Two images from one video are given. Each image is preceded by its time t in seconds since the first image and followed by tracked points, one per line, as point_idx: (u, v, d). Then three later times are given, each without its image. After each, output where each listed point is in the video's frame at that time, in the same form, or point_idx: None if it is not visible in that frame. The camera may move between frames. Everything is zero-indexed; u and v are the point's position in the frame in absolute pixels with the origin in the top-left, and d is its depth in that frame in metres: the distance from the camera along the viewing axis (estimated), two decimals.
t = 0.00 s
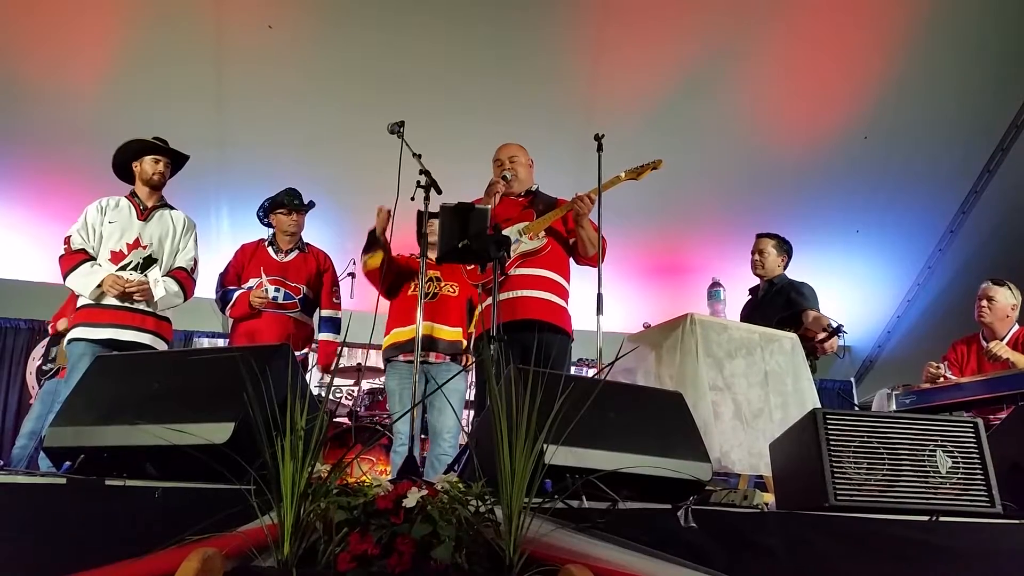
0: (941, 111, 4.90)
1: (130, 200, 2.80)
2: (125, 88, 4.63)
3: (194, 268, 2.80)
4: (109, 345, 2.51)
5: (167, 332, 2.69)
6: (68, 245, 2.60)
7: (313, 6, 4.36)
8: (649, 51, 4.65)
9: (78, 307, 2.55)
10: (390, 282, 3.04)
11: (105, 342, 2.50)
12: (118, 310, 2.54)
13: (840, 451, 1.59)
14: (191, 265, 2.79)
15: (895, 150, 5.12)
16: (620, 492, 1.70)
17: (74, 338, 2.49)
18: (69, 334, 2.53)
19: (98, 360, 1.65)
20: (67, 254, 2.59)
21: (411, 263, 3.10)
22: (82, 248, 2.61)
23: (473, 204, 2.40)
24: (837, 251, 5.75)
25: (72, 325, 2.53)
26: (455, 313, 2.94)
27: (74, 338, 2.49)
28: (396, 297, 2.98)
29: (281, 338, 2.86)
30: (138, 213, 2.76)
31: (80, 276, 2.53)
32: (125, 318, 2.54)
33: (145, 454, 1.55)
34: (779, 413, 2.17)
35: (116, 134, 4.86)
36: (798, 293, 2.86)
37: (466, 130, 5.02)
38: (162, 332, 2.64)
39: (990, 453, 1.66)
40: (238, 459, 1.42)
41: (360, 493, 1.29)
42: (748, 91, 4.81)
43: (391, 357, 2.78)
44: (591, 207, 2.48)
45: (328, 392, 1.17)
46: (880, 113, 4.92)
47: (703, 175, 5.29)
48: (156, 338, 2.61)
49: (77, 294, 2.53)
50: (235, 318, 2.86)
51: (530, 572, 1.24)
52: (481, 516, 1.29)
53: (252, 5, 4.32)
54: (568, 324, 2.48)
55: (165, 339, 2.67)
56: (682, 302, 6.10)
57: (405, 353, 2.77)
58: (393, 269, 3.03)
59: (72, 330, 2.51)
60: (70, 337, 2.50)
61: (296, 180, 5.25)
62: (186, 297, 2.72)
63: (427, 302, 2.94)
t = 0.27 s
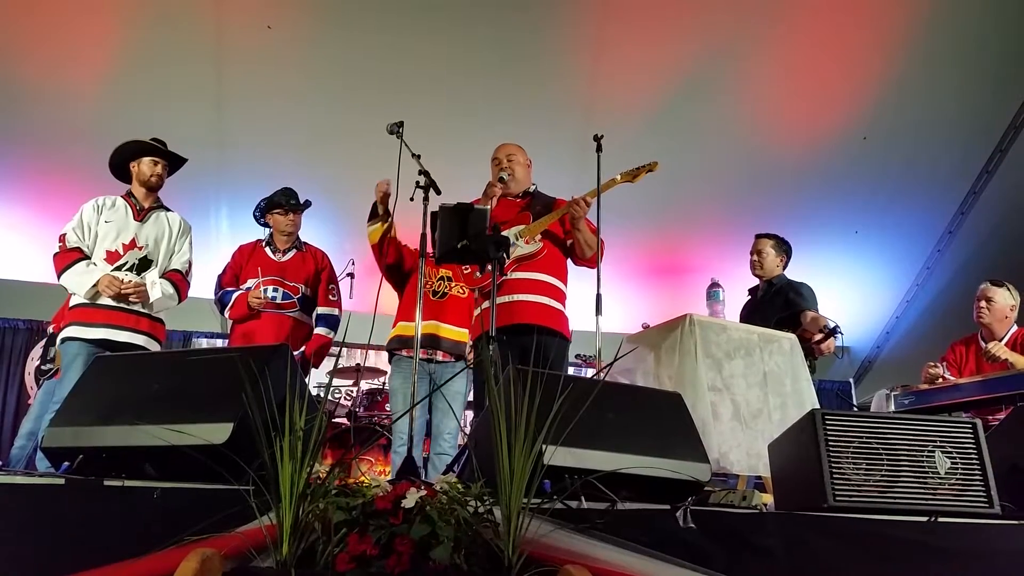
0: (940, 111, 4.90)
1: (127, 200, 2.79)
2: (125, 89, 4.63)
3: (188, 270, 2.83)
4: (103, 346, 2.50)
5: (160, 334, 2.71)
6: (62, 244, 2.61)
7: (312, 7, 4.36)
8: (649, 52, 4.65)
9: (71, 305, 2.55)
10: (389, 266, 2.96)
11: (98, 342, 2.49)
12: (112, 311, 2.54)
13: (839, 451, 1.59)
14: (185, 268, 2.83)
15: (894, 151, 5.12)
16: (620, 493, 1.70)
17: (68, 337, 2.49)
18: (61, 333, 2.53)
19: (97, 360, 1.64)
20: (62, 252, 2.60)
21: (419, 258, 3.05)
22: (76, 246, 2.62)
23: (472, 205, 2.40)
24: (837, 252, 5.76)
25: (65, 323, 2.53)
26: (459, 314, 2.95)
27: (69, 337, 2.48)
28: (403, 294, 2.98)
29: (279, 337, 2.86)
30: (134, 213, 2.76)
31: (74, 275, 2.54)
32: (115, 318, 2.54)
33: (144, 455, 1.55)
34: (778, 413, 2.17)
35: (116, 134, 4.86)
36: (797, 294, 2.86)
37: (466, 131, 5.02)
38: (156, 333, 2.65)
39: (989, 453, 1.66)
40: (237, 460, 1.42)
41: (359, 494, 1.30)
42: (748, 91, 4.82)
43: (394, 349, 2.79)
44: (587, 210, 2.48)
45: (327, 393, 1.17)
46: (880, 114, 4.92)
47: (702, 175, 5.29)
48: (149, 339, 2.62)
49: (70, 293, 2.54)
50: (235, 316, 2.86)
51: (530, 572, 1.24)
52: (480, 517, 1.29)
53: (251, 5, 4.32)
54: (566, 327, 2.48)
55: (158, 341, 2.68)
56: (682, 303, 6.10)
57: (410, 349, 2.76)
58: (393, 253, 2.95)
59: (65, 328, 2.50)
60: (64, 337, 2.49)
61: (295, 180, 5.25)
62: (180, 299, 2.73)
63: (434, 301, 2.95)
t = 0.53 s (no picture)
0: (939, 112, 4.90)
1: (124, 201, 2.78)
2: (124, 89, 4.63)
3: (183, 273, 2.84)
4: (98, 348, 2.52)
5: (154, 336, 2.72)
6: (59, 242, 2.60)
7: (312, 7, 4.36)
8: (648, 53, 4.66)
9: (66, 305, 2.55)
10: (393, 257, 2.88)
11: (93, 342, 2.50)
12: (107, 312, 2.55)
13: (838, 452, 1.60)
14: (180, 271, 2.82)
15: (894, 152, 5.12)
16: (619, 495, 1.70)
17: (62, 337, 2.49)
18: (54, 333, 2.53)
19: (96, 361, 1.64)
20: (58, 251, 2.59)
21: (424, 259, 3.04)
22: (72, 245, 2.61)
23: (470, 207, 2.40)
24: (836, 253, 5.76)
25: (59, 323, 2.53)
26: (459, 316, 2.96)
27: (63, 338, 2.49)
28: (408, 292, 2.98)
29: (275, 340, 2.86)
30: (131, 214, 2.75)
31: (70, 275, 2.54)
32: (109, 319, 2.54)
33: (143, 456, 1.54)
34: (777, 414, 2.17)
35: (115, 135, 4.86)
36: (796, 295, 2.86)
37: (465, 132, 5.02)
38: (150, 336, 2.66)
39: (988, 454, 1.67)
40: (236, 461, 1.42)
41: (358, 495, 1.30)
42: (748, 92, 4.82)
43: (394, 347, 2.78)
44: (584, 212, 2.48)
45: (327, 394, 1.16)
46: (879, 115, 4.93)
47: (702, 176, 5.30)
48: (144, 342, 2.63)
49: (65, 292, 2.54)
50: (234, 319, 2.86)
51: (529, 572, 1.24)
52: (479, 518, 1.29)
53: (251, 6, 4.32)
54: (564, 330, 2.48)
55: (152, 343, 2.70)
56: (681, 304, 6.11)
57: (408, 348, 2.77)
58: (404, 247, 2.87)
59: (59, 329, 2.50)
60: (58, 337, 2.49)
61: (294, 181, 5.25)
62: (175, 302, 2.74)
63: (437, 302, 2.96)
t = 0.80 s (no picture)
0: (940, 112, 4.90)
1: (124, 201, 2.77)
2: (125, 90, 4.63)
3: (182, 275, 2.84)
4: (100, 348, 2.52)
5: (154, 336, 2.73)
6: (59, 242, 2.60)
7: (313, 8, 4.37)
8: (649, 54, 4.66)
9: (65, 306, 2.55)
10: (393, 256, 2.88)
11: (95, 343, 2.50)
12: (108, 313, 2.55)
13: (838, 453, 1.60)
14: (180, 273, 2.84)
15: (894, 153, 5.13)
16: (619, 496, 1.70)
17: (63, 338, 2.49)
18: (54, 334, 2.53)
19: (96, 362, 1.64)
20: (58, 251, 2.58)
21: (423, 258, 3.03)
22: (73, 245, 2.60)
23: (470, 207, 2.40)
24: (836, 254, 5.76)
25: (59, 324, 2.53)
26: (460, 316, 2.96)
27: (64, 338, 2.49)
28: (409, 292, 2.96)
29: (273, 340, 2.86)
30: (132, 215, 2.75)
31: (72, 276, 2.53)
32: (110, 320, 2.54)
33: (143, 457, 1.54)
34: (777, 415, 2.18)
35: (116, 136, 4.86)
36: (795, 296, 2.86)
37: (465, 132, 5.02)
38: (151, 337, 2.67)
39: (988, 455, 1.66)
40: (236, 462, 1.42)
41: (358, 496, 1.29)
42: (748, 93, 4.82)
43: (394, 346, 2.76)
44: (585, 212, 2.48)
45: (327, 395, 1.16)
46: (879, 116, 4.93)
47: (702, 177, 5.30)
48: (145, 343, 2.64)
49: (65, 293, 2.54)
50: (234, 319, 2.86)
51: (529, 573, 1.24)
52: (479, 518, 1.28)
53: (251, 6, 4.32)
54: (563, 330, 2.48)
55: (152, 343, 2.71)
56: (681, 305, 6.11)
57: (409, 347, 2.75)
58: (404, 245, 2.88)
59: (59, 329, 2.50)
60: (59, 337, 2.49)
61: (294, 182, 5.25)
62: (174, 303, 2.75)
63: (437, 301, 2.95)
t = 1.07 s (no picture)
0: (940, 110, 4.90)
1: (127, 200, 2.78)
2: (126, 88, 4.63)
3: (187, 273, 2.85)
4: (107, 346, 2.52)
5: (159, 333, 2.73)
6: (64, 242, 2.58)
7: (314, 7, 4.36)
8: (650, 52, 4.65)
9: (72, 307, 2.54)
10: (387, 251, 2.99)
11: (104, 342, 2.50)
12: (116, 311, 2.55)
13: (839, 451, 1.60)
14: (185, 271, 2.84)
15: (895, 151, 5.12)
16: (620, 494, 1.70)
17: (72, 338, 2.48)
18: (63, 335, 2.52)
19: (97, 360, 1.64)
20: (63, 251, 2.57)
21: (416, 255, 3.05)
22: (78, 245, 2.59)
23: (470, 205, 2.40)
24: (836, 252, 5.76)
25: (67, 325, 2.52)
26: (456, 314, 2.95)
27: (72, 338, 2.48)
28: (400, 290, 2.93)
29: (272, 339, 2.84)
30: (135, 214, 2.75)
31: (79, 275, 2.53)
32: (118, 318, 2.54)
33: (144, 455, 1.55)
34: (777, 413, 2.18)
35: (116, 135, 4.86)
36: (793, 293, 2.86)
37: (466, 131, 5.02)
38: (157, 335, 2.67)
39: (988, 453, 1.67)
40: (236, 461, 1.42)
41: (359, 494, 1.29)
42: (749, 92, 4.82)
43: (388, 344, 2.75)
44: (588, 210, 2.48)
45: (327, 393, 1.16)
46: (879, 114, 4.93)
47: (702, 176, 5.29)
48: (152, 341, 2.64)
49: (72, 293, 2.53)
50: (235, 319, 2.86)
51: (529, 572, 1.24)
52: (479, 517, 1.28)
53: (252, 5, 4.32)
54: (564, 327, 2.48)
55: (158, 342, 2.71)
56: (682, 304, 6.10)
57: (403, 344, 2.74)
58: (396, 241, 2.99)
59: (68, 329, 2.49)
60: (66, 338, 2.48)
61: (294, 181, 5.24)
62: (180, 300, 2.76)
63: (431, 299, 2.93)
